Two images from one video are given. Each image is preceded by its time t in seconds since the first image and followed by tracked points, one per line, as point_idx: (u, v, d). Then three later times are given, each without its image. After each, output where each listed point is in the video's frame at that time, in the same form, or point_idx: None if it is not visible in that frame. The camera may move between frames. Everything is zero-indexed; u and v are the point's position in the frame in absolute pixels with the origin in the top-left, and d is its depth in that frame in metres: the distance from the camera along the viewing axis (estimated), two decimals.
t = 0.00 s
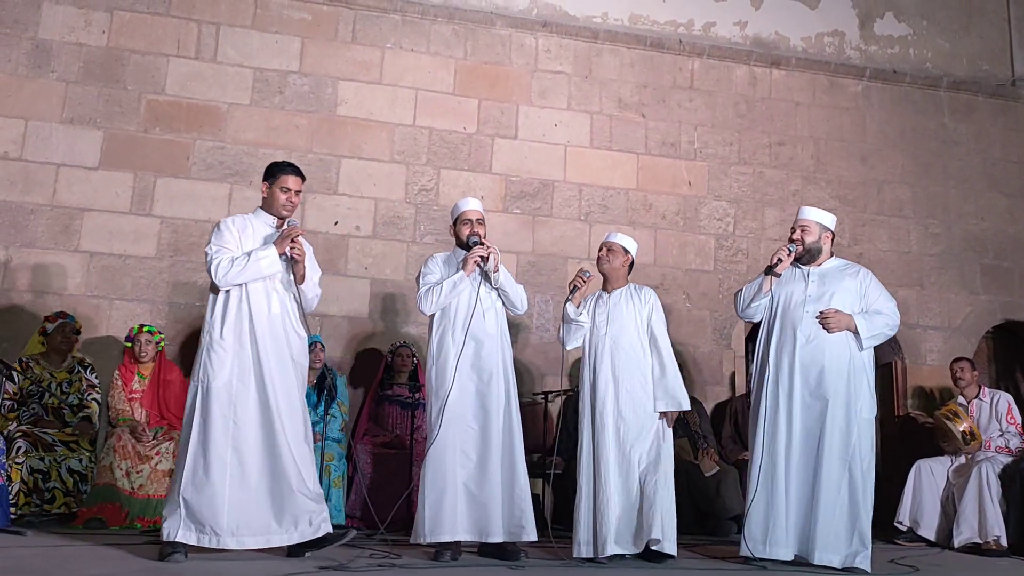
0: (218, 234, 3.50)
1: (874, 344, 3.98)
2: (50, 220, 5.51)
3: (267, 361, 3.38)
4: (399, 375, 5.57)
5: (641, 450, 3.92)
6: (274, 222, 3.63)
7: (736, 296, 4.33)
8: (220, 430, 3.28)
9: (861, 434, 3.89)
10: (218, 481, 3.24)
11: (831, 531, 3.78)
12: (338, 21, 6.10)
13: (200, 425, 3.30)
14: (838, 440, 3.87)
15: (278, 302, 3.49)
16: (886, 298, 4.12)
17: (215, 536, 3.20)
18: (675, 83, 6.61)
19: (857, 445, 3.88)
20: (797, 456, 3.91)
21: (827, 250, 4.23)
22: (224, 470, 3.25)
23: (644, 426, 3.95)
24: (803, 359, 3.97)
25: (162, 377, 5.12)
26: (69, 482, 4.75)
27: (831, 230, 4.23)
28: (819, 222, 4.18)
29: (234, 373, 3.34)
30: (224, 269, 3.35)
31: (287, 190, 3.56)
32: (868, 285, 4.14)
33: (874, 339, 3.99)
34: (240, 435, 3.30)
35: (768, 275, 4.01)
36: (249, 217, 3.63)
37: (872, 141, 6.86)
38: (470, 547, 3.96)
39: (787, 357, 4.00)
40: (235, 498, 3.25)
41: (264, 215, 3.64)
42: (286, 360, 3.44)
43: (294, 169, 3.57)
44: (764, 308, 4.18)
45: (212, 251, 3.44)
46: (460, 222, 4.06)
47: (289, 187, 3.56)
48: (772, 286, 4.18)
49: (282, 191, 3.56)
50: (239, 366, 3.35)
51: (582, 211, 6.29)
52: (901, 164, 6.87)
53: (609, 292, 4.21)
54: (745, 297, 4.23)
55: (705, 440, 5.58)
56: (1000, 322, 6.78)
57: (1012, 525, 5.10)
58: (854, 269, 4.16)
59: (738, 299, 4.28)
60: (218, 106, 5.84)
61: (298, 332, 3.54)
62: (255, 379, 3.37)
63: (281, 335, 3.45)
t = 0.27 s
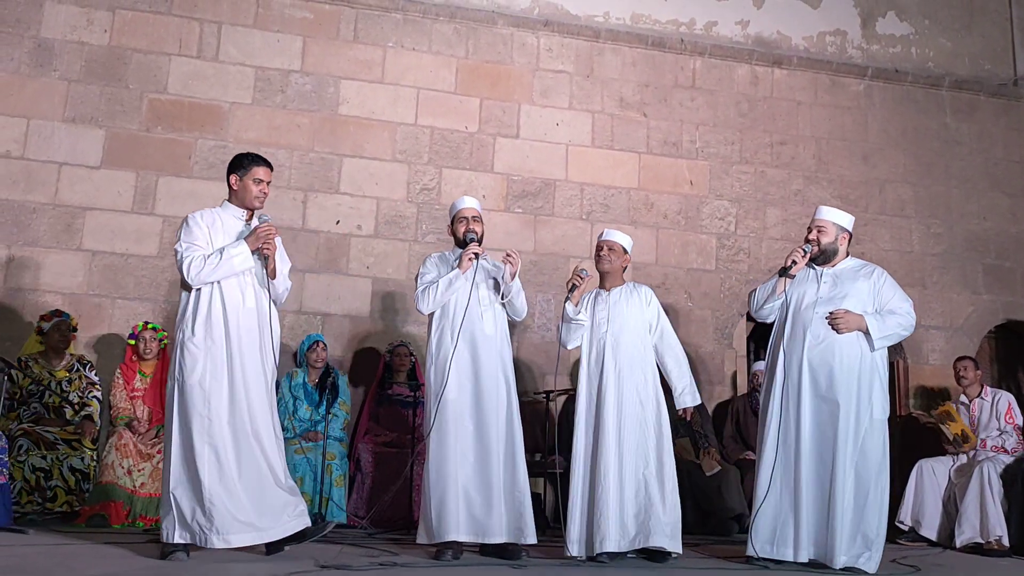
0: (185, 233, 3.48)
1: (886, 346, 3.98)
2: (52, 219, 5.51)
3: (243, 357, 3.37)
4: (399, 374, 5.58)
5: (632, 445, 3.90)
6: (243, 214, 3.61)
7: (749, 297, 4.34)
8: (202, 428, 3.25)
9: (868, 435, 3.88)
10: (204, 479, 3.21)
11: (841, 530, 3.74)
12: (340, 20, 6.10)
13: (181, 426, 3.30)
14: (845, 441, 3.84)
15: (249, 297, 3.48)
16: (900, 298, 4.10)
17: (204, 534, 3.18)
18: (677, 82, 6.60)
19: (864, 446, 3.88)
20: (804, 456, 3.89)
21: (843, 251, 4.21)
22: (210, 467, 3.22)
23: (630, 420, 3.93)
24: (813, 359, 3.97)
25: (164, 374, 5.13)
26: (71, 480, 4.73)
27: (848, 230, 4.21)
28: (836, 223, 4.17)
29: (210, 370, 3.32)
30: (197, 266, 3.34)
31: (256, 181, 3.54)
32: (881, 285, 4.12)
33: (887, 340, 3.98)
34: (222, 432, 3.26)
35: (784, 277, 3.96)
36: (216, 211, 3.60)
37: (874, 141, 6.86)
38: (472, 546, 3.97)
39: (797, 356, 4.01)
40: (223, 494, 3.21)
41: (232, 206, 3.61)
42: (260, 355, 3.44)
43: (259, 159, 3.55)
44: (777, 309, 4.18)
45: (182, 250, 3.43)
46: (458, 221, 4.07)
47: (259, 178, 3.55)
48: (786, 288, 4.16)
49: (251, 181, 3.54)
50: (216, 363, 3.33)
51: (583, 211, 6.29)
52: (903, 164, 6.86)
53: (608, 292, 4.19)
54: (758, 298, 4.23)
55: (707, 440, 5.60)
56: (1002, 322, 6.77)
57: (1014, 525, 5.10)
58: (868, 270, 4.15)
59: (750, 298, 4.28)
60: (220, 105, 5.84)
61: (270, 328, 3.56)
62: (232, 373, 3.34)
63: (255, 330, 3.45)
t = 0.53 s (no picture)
0: (178, 232, 3.48)
1: (894, 347, 3.97)
2: (55, 220, 5.52)
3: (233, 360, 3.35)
4: (397, 376, 5.58)
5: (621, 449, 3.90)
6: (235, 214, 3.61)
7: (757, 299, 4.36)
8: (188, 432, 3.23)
9: (872, 440, 3.88)
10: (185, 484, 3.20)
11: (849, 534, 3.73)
12: (341, 22, 6.11)
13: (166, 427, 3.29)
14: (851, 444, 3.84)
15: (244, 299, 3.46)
16: (910, 300, 4.09)
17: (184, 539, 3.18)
18: (679, 83, 6.60)
19: (871, 451, 3.87)
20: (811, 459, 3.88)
21: (853, 252, 4.21)
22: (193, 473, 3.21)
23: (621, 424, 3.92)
24: (821, 361, 3.96)
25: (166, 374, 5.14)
26: (72, 482, 4.73)
27: (859, 232, 4.20)
28: (845, 225, 4.18)
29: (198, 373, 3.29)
30: (190, 277, 3.32)
31: (247, 178, 3.55)
32: (891, 286, 4.12)
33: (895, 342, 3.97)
34: (209, 436, 3.24)
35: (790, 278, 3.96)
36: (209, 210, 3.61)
37: (876, 142, 6.86)
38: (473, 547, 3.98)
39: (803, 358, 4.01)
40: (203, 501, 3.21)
41: (222, 206, 3.61)
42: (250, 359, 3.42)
43: (246, 157, 3.56)
44: (785, 310, 4.21)
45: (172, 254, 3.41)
46: (454, 222, 4.07)
47: (247, 175, 3.55)
48: (793, 290, 4.18)
49: (243, 181, 3.54)
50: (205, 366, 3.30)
51: (585, 212, 6.29)
52: (905, 165, 6.86)
53: (609, 294, 4.18)
54: (768, 297, 4.25)
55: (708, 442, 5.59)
56: (1004, 323, 6.76)
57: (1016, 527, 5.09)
58: (878, 271, 4.14)
59: (760, 299, 4.32)
60: (222, 107, 5.85)
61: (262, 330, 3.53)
62: (221, 377, 3.31)
63: (247, 332, 3.43)
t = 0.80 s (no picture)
0: (184, 233, 3.50)
1: (899, 348, 3.95)
2: (58, 223, 5.53)
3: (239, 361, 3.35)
4: (401, 378, 5.58)
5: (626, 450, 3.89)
6: (242, 218, 3.59)
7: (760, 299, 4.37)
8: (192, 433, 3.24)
9: (879, 441, 3.88)
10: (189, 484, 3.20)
11: (857, 536, 3.72)
12: (344, 25, 6.11)
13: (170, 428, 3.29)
14: (857, 446, 3.83)
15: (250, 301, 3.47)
16: (913, 302, 4.09)
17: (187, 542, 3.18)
18: (680, 85, 6.60)
19: (877, 451, 3.87)
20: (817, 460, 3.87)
21: (857, 254, 4.21)
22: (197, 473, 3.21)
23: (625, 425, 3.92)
24: (826, 362, 3.96)
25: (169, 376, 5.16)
26: (75, 485, 4.74)
27: (863, 234, 4.21)
28: (849, 226, 4.18)
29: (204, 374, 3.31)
30: (175, 288, 3.35)
31: (254, 180, 3.57)
32: (895, 288, 4.11)
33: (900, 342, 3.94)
34: (213, 437, 3.25)
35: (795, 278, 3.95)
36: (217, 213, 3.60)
37: (878, 143, 6.86)
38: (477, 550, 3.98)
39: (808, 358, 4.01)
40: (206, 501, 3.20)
41: (230, 208, 3.60)
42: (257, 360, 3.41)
43: (252, 160, 3.58)
44: (789, 310, 4.22)
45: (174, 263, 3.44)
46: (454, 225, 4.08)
47: (253, 178, 3.58)
48: (798, 291, 4.19)
49: (252, 182, 3.56)
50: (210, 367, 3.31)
51: (587, 214, 6.29)
52: (907, 166, 6.86)
53: (616, 295, 4.18)
54: (771, 298, 4.26)
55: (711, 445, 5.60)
56: (1007, 324, 6.76)
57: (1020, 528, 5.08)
58: (881, 272, 4.14)
59: (763, 301, 4.32)
60: (224, 110, 5.85)
61: (270, 332, 3.52)
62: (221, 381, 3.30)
63: (250, 337, 3.41)
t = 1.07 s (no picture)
0: (195, 235, 3.47)
1: (897, 347, 3.98)
2: (58, 226, 5.53)
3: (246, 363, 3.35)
4: (403, 380, 5.58)
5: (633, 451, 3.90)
6: (253, 222, 3.58)
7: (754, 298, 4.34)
8: (199, 435, 3.23)
9: (880, 441, 3.88)
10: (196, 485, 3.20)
11: (859, 535, 3.70)
12: (344, 26, 6.11)
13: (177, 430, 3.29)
14: (858, 446, 3.83)
15: (260, 304, 3.46)
16: (908, 301, 4.11)
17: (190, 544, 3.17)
18: (680, 86, 6.60)
19: (878, 451, 3.88)
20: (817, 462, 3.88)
21: (850, 252, 4.21)
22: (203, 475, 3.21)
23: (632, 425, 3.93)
24: (824, 362, 3.97)
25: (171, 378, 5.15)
26: (76, 488, 4.75)
27: (855, 232, 4.22)
28: (842, 225, 4.18)
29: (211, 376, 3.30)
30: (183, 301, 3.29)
31: (267, 183, 3.57)
32: (890, 287, 4.13)
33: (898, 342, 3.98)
34: (219, 439, 3.25)
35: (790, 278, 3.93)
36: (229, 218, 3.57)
37: (878, 143, 6.85)
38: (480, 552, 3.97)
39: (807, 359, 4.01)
40: (213, 503, 3.21)
41: (242, 213, 3.59)
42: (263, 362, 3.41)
43: (268, 164, 3.60)
44: (783, 309, 4.15)
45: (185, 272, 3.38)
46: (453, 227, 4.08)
47: (267, 180, 3.57)
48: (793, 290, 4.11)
49: (264, 187, 3.55)
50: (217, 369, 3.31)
51: (588, 215, 6.29)
52: (908, 166, 6.85)
53: (629, 297, 4.19)
54: (765, 299, 4.19)
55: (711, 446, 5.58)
56: (1008, 324, 6.76)
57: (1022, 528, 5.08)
58: (875, 271, 4.16)
59: (757, 302, 4.25)
60: (225, 112, 5.85)
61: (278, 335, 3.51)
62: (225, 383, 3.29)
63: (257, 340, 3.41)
